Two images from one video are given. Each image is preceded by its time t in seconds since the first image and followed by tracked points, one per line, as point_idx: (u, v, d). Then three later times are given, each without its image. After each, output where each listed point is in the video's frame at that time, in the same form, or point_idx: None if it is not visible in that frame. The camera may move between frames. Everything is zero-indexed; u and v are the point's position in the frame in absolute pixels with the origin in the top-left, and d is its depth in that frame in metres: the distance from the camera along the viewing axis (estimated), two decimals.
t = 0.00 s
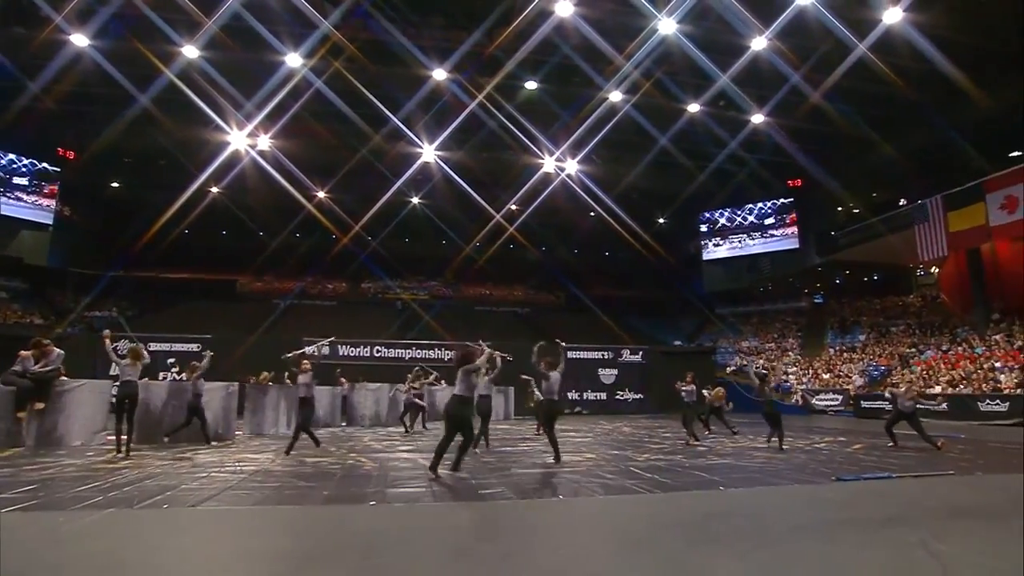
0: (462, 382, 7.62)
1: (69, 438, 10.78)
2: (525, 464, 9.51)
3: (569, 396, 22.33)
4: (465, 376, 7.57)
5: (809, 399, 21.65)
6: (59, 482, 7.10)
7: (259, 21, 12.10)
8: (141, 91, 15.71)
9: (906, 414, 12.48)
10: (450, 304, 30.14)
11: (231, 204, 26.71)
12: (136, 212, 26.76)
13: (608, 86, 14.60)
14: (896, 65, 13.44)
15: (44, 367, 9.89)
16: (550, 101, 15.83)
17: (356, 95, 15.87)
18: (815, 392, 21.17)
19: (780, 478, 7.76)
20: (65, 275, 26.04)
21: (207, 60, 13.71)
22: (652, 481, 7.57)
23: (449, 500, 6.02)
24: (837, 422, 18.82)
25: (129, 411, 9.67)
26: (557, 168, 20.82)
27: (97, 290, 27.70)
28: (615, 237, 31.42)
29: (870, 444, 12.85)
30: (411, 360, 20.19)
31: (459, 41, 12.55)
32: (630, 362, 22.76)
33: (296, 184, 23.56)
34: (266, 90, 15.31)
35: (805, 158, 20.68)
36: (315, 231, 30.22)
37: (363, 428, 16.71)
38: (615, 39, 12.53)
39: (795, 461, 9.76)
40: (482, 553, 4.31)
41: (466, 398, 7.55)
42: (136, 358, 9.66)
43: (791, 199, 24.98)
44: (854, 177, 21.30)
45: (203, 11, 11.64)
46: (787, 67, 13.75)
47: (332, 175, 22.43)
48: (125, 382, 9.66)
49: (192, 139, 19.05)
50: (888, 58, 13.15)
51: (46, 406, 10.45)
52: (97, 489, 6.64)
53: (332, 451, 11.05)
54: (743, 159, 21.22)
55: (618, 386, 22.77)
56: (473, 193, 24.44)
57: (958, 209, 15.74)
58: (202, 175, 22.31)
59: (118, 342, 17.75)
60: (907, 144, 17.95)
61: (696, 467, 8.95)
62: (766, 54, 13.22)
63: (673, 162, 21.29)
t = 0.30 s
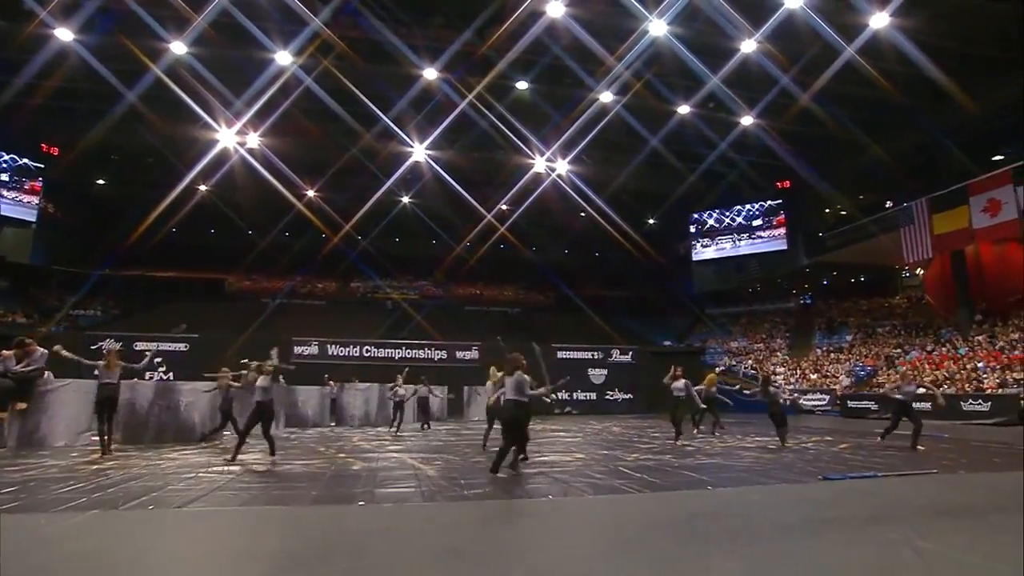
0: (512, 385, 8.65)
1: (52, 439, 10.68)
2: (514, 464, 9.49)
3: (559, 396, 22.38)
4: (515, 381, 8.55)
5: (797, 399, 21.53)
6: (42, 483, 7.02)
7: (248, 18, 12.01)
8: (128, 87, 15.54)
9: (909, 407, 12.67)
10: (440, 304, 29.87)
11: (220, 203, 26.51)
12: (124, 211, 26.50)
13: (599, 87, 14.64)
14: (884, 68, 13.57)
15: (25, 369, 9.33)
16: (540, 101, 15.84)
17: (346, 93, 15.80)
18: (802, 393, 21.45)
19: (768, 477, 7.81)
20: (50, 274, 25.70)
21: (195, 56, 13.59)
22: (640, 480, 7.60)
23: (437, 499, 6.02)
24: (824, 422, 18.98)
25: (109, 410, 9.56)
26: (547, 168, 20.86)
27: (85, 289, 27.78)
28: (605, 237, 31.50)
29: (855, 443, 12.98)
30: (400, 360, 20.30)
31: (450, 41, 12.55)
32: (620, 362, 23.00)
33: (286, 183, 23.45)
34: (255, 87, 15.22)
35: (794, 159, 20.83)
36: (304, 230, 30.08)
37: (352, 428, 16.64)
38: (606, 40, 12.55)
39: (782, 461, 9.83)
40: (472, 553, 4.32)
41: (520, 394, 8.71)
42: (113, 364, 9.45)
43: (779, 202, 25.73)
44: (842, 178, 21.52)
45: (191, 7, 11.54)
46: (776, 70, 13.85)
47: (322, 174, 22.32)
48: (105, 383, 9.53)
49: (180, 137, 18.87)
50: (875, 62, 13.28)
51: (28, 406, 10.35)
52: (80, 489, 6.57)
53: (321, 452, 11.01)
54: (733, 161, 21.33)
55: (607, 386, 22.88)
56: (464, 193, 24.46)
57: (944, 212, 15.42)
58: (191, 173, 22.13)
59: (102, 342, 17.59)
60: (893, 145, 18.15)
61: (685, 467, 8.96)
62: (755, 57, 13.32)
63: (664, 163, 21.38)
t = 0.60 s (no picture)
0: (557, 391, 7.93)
1: (38, 439, 10.59)
2: (504, 465, 9.49)
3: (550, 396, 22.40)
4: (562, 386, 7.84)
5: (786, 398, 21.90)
6: (26, 485, 6.92)
7: (238, 15, 11.92)
8: (116, 84, 15.37)
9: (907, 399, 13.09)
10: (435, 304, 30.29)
11: (210, 201, 26.29)
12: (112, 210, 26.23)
13: (592, 88, 14.65)
14: (873, 71, 13.68)
15: (10, 368, 9.50)
16: (532, 101, 15.83)
17: (337, 91, 15.71)
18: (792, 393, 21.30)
19: (757, 477, 7.84)
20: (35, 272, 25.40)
21: (185, 53, 13.45)
22: (630, 481, 7.61)
23: (425, 500, 5.98)
24: (812, 422, 19.13)
25: (93, 417, 9.48)
26: (539, 168, 20.86)
27: (75, 287, 27.66)
28: (597, 238, 31.55)
29: (842, 443, 13.08)
30: (391, 360, 20.29)
31: (442, 40, 12.52)
32: (610, 362, 23.08)
33: (276, 182, 23.30)
34: (246, 85, 15.10)
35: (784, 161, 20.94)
36: (295, 229, 29.91)
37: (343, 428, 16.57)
38: (598, 40, 12.56)
39: (771, 461, 9.88)
40: (461, 554, 4.29)
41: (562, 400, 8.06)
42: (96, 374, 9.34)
43: (769, 203, 24.85)
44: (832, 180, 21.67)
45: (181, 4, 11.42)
46: (768, 72, 13.92)
47: (312, 173, 22.19)
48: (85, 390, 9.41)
49: (168, 135, 18.69)
50: (865, 64, 13.37)
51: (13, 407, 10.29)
52: (64, 491, 6.48)
53: (311, 452, 10.97)
54: (724, 162, 21.43)
55: (598, 386, 22.95)
56: (456, 193, 24.44)
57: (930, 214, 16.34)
58: (180, 172, 21.94)
59: (89, 342, 17.41)
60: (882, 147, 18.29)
61: (676, 468, 8.97)
62: (746, 59, 13.39)
63: (655, 164, 21.44)
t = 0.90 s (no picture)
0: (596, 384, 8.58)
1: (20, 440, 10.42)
2: (494, 464, 9.48)
3: (541, 396, 22.49)
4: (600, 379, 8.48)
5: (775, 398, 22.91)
6: (11, 486, 6.85)
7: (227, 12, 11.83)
8: (103, 80, 15.20)
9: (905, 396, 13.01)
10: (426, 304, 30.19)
11: (199, 200, 26.08)
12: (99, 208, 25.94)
13: (583, 88, 14.68)
14: (861, 73, 13.79)
15: None
16: (523, 101, 15.83)
17: (328, 90, 15.63)
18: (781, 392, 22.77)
19: (746, 476, 7.89)
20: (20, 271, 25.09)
21: (173, 49, 13.32)
22: (620, 480, 7.62)
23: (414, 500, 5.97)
24: (800, 421, 19.33)
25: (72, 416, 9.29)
26: (530, 168, 20.87)
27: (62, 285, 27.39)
28: (589, 238, 31.60)
29: (829, 443, 13.22)
30: (382, 359, 20.19)
31: (433, 39, 12.51)
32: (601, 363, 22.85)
33: (267, 180, 23.16)
34: (235, 83, 15.00)
35: (775, 162, 21.08)
36: (285, 228, 29.75)
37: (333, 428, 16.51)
38: (589, 41, 12.58)
39: (759, 460, 9.96)
40: (451, 553, 4.29)
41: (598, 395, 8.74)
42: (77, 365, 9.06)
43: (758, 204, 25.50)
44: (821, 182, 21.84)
45: None
46: (758, 73, 14.01)
47: (303, 171, 22.06)
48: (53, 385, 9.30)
49: (156, 132, 18.50)
50: (853, 66, 13.48)
51: None
52: (48, 492, 6.41)
53: (301, 452, 10.94)
54: (715, 163, 21.56)
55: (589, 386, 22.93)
56: (448, 192, 24.43)
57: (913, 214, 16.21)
58: (169, 170, 21.73)
59: (75, 341, 17.29)
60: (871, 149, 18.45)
61: (665, 467, 8.98)
62: (736, 61, 13.48)
63: (646, 165, 21.52)
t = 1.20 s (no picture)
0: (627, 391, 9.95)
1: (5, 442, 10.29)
2: (486, 464, 9.45)
3: (534, 395, 22.52)
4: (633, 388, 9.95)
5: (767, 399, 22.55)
6: None
7: (219, 10, 11.76)
8: (94, 77, 15.05)
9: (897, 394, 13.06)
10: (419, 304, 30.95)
11: (191, 199, 25.90)
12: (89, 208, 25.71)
13: (577, 88, 14.68)
14: (853, 76, 13.88)
15: None
16: (516, 101, 15.87)
17: (321, 89, 15.57)
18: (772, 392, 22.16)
19: (737, 476, 7.95)
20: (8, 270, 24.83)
21: (164, 46, 13.22)
22: (612, 481, 7.62)
23: (407, 500, 5.97)
24: (790, 421, 19.50)
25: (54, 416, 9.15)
26: (524, 168, 20.89)
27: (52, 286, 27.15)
28: (583, 239, 31.63)
29: (819, 442, 13.32)
30: (375, 359, 20.13)
31: (426, 38, 12.52)
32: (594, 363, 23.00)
33: (259, 179, 23.09)
34: (227, 80, 14.91)
35: (768, 164, 21.14)
36: (278, 228, 29.61)
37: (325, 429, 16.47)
38: (583, 41, 12.58)
39: (750, 459, 10.05)
40: (444, 553, 4.29)
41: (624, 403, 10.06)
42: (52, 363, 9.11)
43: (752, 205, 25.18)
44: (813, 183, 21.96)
45: None
46: (750, 75, 14.10)
47: (295, 171, 21.98)
48: (33, 383, 9.06)
49: (147, 130, 18.37)
50: (845, 69, 13.56)
51: None
52: (36, 493, 6.36)
53: (293, 452, 10.91)
54: (708, 164, 21.62)
55: (582, 387, 23.11)
56: (442, 192, 24.41)
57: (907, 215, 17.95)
58: (160, 169, 21.55)
59: (65, 341, 17.29)
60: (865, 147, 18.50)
61: (657, 467, 8.98)
62: (729, 62, 13.55)
63: (640, 166, 21.59)
